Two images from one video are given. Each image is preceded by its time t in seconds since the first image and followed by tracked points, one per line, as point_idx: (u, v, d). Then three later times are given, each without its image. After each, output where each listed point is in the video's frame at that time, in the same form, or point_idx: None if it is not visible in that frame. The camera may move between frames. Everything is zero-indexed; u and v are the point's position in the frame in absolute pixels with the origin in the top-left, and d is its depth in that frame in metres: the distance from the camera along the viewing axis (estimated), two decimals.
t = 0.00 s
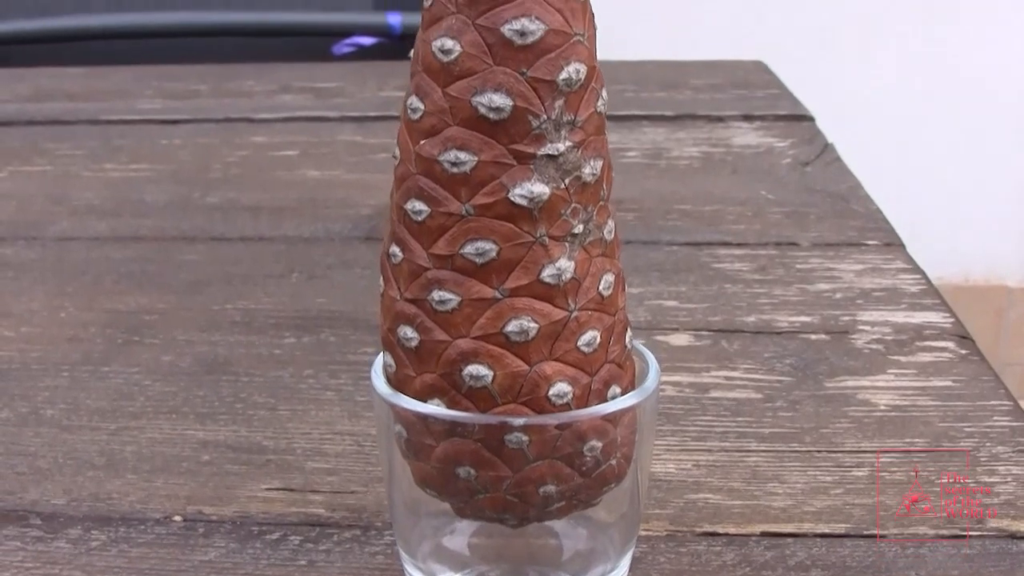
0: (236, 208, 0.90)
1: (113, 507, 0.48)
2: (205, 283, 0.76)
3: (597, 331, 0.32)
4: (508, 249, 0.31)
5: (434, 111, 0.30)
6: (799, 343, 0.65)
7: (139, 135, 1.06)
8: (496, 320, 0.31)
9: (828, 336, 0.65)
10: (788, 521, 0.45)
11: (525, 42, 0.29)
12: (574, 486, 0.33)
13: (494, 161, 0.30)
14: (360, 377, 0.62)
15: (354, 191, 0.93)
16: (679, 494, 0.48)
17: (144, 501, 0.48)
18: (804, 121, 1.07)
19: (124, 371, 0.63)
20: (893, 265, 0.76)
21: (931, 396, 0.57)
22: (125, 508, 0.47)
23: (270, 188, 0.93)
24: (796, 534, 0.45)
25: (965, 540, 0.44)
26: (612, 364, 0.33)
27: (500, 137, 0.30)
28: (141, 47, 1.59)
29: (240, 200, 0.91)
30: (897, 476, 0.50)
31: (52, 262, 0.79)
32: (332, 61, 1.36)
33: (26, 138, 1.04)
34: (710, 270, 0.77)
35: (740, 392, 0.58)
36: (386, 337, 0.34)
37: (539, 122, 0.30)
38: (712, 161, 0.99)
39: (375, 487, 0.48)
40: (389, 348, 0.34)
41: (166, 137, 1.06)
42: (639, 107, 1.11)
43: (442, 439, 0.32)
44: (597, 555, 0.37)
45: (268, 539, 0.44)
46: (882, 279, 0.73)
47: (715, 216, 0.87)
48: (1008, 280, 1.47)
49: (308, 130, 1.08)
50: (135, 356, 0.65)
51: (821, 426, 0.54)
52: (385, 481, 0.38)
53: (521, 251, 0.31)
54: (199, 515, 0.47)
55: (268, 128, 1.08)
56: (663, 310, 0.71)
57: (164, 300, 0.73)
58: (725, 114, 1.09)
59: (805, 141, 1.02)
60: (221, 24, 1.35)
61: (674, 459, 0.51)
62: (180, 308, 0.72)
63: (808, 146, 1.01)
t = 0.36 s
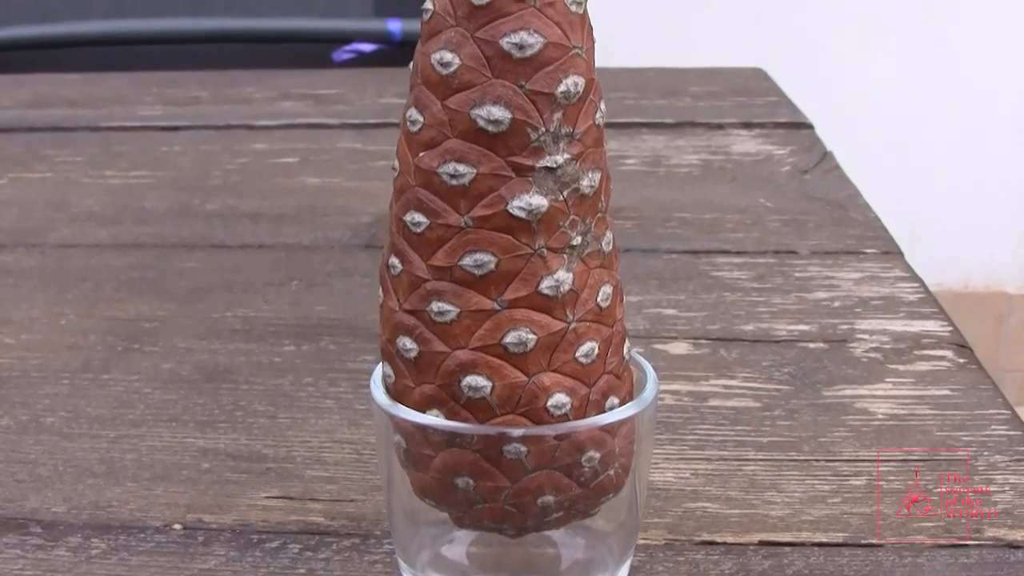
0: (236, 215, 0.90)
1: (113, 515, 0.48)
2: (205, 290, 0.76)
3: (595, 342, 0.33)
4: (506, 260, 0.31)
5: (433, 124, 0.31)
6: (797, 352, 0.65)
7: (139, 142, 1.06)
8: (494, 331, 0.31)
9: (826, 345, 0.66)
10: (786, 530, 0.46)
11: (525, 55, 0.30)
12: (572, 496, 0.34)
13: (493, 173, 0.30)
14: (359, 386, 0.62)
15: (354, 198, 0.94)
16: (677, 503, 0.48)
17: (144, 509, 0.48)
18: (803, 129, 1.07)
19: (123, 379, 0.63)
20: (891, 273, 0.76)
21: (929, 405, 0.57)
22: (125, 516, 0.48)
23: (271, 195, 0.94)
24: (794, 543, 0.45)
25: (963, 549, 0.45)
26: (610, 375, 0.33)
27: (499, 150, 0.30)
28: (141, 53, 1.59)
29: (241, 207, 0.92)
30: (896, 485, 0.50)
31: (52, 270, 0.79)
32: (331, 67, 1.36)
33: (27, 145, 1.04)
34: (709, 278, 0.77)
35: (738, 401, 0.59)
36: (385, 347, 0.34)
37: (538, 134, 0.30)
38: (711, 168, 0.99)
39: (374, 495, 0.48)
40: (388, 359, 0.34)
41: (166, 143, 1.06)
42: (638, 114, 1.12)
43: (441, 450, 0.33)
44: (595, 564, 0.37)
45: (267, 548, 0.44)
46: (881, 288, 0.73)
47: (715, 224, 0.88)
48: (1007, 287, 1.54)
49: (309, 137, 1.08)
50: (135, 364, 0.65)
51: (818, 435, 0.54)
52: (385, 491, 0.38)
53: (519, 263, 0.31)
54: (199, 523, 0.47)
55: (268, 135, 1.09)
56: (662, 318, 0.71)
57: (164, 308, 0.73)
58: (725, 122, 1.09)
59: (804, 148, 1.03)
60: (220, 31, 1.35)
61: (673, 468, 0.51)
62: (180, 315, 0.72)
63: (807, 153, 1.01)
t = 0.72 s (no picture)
0: (237, 222, 0.91)
1: (114, 523, 0.48)
2: (206, 298, 0.76)
3: (594, 354, 0.33)
4: (506, 272, 0.31)
5: (433, 136, 0.31)
6: (796, 361, 0.65)
7: (140, 149, 1.07)
8: (494, 343, 0.32)
9: (826, 353, 0.66)
10: (784, 540, 0.46)
11: (525, 68, 0.30)
12: (571, 507, 0.34)
13: (493, 186, 0.31)
14: (360, 394, 0.62)
15: (354, 206, 0.94)
16: (676, 513, 0.48)
17: (145, 517, 0.48)
18: (803, 135, 1.08)
19: (123, 388, 0.63)
20: (891, 281, 0.76)
21: (928, 414, 0.57)
22: (126, 524, 0.48)
23: (272, 202, 0.94)
24: (793, 552, 0.45)
25: (962, 558, 0.45)
26: (610, 386, 0.34)
27: (499, 162, 0.30)
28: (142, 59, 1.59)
29: (241, 214, 0.92)
30: (895, 494, 0.50)
31: (53, 277, 0.79)
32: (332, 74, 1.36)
33: (28, 152, 1.04)
34: (709, 286, 0.78)
35: (738, 410, 0.59)
36: (386, 359, 0.34)
37: (538, 147, 0.31)
38: (711, 176, 1.00)
39: (375, 504, 0.49)
40: (388, 370, 0.34)
41: (167, 150, 1.07)
42: (638, 121, 1.12)
43: (441, 461, 0.33)
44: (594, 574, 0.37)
45: (268, 557, 0.45)
46: (880, 296, 0.73)
47: (715, 232, 0.88)
48: (1007, 292, 1.56)
49: (309, 144, 1.08)
50: (135, 372, 0.65)
51: (818, 444, 0.55)
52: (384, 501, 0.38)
53: (519, 275, 0.31)
54: (199, 532, 0.47)
55: (269, 142, 1.09)
56: (662, 326, 0.71)
57: (165, 316, 0.73)
58: (725, 129, 1.10)
59: (804, 155, 1.03)
60: (220, 37, 1.36)
61: (672, 477, 0.51)
62: (181, 323, 0.72)
63: (807, 160, 1.01)
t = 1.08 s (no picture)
0: (238, 234, 0.91)
1: (114, 538, 0.48)
2: (207, 311, 0.76)
3: (593, 374, 0.33)
4: (506, 292, 0.31)
5: (433, 156, 0.31)
6: (795, 375, 0.65)
7: (140, 160, 1.07)
8: (494, 363, 0.32)
9: (825, 367, 0.66)
10: (783, 556, 0.46)
11: (524, 89, 0.30)
12: (571, 526, 0.34)
13: (492, 207, 0.31)
14: (360, 408, 0.62)
15: (355, 217, 0.94)
16: (676, 528, 0.48)
17: (145, 532, 0.49)
18: (803, 147, 1.08)
19: (124, 402, 0.63)
20: (890, 294, 0.76)
21: (927, 428, 0.57)
22: (126, 539, 0.48)
23: (273, 214, 0.94)
24: (791, 568, 0.45)
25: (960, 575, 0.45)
26: (609, 406, 0.34)
27: (498, 183, 0.31)
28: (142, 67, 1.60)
29: (242, 226, 0.92)
30: (894, 510, 0.50)
31: (54, 290, 0.80)
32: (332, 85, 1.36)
33: (29, 163, 1.05)
34: (709, 299, 0.78)
35: (737, 424, 0.59)
36: (386, 378, 0.34)
37: (537, 167, 0.31)
38: (711, 188, 1.00)
39: (375, 519, 0.49)
40: (388, 389, 0.34)
41: (167, 161, 1.07)
42: (639, 132, 1.12)
43: (441, 480, 0.33)
44: None
45: (268, 573, 0.45)
46: (879, 309, 0.73)
47: (715, 245, 0.88)
48: (1007, 301, 1.58)
49: (310, 156, 1.08)
50: (135, 386, 0.65)
51: (817, 459, 0.55)
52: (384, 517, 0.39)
53: (519, 295, 0.31)
54: (200, 547, 0.47)
55: (269, 153, 1.09)
56: (661, 340, 0.72)
57: (165, 329, 0.74)
58: (725, 140, 1.10)
59: (804, 167, 1.03)
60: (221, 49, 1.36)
61: (672, 491, 0.52)
62: (182, 337, 0.73)
63: (807, 172, 1.02)
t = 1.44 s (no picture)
0: (238, 241, 0.91)
1: (114, 546, 0.48)
2: (207, 317, 0.77)
3: (592, 384, 0.33)
4: (505, 304, 0.32)
5: (433, 168, 0.31)
6: (795, 383, 0.65)
7: (141, 165, 1.07)
8: (493, 374, 0.32)
9: (825, 375, 0.66)
10: (782, 564, 0.46)
11: (523, 101, 0.30)
12: (570, 536, 0.34)
13: (492, 219, 0.31)
14: (360, 415, 0.62)
15: (355, 224, 0.94)
16: (675, 536, 0.48)
17: (145, 540, 0.49)
18: (804, 153, 1.08)
19: (125, 409, 0.63)
20: (890, 301, 0.76)
21: (926, 437, 0.57)
22: (126, 547, 0.48)
23: (274, 220, 0.95)
24: None
25: None
26: (608, 416, 0.34)
27: (498, 195, 0.31)
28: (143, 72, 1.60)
29: (242, 233, 0.92)
30: (892, 519, 0.50)
31: (55, 296, 0.80)
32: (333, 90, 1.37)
33: (30, 169, 1.05)
34: (708, 306, 0.78)
35: (737, 432, 0.59)
36: (385, 389, 0.34)
37: (536, 179, 0.31)
38: (711, 194, 1.00)
39: (375, 527, 0.49)
40: (387, 400, 0.34)
41: (168, 167, 1.07)
42: (639, 139, 1.12)
43: (440, 491, 0.33)
44: None
45: None
46: (879, 317, 0.74)
47: (714, 252, 0.88)
48: (1007, 306, 1.58)
49: (311, 162, 1.09)
50: (135, 393, 0.65)
51: (816, 467, 0.55)
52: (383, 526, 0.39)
53: (518, 307, 0.32)
54: (199, 556, 0.47)
55: (269, 159, 1.09)
56: (661, 347, 0.72)
57: (166, 336, 0.74)
58: (725, 146, 1.10)
59: (804, 174, 1.03)
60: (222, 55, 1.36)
61: (671, 500, 0.52)
62: (182, 344, 0.73)
63: (807, 179, 1.02)
